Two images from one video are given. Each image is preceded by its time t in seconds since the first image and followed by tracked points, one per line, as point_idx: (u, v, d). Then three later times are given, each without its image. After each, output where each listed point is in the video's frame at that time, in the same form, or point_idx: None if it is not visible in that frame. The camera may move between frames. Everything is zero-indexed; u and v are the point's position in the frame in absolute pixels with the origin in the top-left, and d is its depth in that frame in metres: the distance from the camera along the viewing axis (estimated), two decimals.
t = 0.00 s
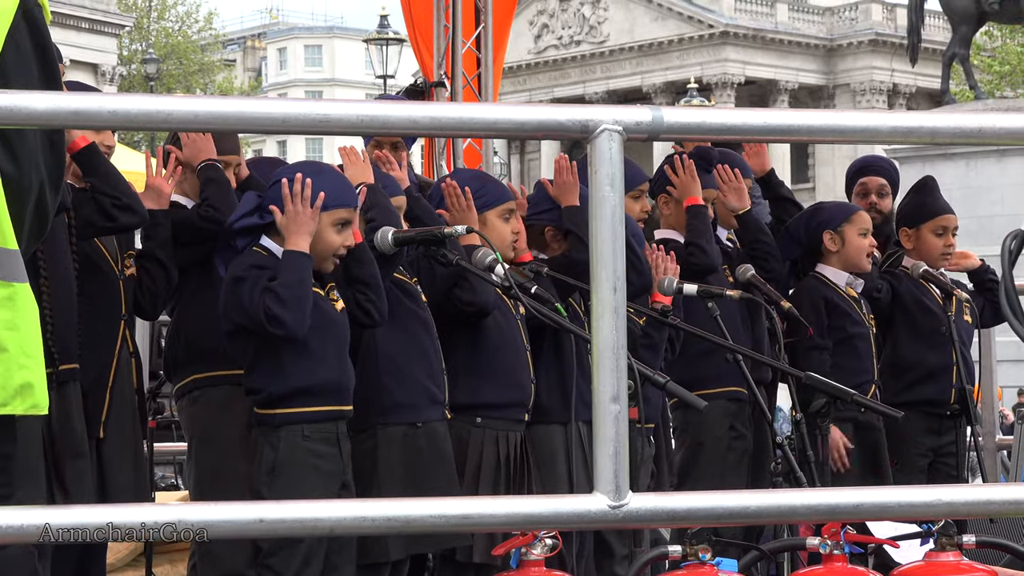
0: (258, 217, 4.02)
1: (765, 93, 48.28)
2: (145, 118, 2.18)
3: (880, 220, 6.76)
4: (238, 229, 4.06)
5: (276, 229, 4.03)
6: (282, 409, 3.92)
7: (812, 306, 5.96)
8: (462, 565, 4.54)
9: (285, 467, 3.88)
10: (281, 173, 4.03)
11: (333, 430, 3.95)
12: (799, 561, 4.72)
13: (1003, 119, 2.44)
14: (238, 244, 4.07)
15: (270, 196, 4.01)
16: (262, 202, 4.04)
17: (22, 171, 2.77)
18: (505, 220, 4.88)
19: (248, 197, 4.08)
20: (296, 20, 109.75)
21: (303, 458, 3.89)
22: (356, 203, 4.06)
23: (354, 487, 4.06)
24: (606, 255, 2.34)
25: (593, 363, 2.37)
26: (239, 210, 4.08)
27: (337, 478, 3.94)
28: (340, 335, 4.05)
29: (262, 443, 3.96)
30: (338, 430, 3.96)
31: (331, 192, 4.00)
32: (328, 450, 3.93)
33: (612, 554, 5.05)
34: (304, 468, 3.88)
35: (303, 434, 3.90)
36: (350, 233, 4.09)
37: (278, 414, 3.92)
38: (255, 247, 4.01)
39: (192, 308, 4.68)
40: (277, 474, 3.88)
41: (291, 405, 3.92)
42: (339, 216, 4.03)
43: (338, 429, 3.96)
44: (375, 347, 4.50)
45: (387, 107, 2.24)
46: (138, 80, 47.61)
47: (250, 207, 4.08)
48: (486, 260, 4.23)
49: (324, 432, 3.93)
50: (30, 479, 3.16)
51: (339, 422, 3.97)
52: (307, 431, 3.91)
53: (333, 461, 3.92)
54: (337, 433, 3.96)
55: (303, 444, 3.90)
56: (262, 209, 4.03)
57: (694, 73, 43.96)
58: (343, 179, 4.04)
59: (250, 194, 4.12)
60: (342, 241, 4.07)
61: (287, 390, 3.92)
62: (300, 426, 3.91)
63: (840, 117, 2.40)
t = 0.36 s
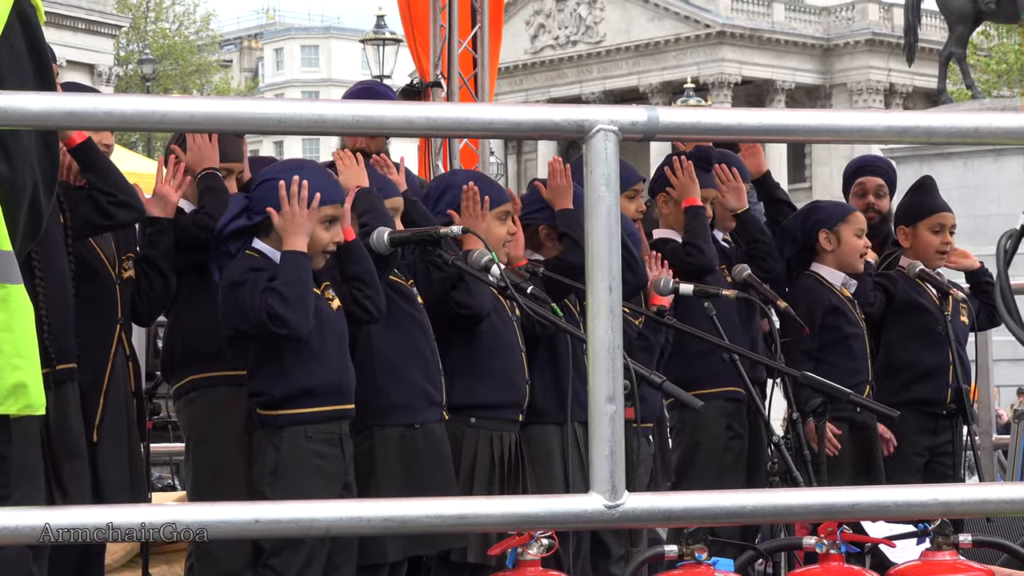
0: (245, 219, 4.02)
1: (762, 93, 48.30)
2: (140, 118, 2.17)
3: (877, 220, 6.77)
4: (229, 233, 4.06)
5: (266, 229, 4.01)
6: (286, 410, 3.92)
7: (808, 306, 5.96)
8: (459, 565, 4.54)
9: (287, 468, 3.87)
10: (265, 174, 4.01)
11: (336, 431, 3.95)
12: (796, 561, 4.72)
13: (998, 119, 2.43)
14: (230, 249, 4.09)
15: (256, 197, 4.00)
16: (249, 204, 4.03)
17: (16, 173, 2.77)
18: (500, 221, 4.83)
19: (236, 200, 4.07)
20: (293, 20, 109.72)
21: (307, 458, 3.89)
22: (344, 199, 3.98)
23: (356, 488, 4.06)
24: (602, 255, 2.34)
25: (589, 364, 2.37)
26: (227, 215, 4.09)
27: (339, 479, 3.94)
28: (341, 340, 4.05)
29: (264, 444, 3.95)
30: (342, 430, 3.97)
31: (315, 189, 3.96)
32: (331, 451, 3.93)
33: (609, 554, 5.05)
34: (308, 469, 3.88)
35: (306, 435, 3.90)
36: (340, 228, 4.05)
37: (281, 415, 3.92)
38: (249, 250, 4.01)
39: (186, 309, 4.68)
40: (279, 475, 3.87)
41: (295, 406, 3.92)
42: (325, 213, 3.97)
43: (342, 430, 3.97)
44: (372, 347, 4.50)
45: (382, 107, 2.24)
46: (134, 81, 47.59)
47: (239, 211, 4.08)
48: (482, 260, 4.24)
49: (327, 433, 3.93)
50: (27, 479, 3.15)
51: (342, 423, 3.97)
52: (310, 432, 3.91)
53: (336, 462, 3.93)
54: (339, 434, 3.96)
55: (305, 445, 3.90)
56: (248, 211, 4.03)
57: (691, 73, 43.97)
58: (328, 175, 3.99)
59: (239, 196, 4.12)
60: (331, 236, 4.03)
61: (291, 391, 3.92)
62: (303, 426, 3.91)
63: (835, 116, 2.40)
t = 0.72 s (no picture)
0: (237, 216, 4.03)
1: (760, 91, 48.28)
2: (136, 116, 2.17)
3: (875, 217, 6.75)
4: (225, 231, 4.08)
5: (258, 224, 4.00)
6: (286, 409, 3.91)
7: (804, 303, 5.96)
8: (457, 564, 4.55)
9: (288, 467, 3.87)
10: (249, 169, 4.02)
11: (335, 430, 3.95)
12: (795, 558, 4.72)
13: (995, 115, 2.43)
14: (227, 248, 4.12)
15: (242, 192, 4.00)
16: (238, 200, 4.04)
17: (13, 172, 2.74)
18: (500, 221, 4.90)
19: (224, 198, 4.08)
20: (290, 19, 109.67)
21: (307, 458, 3.88)
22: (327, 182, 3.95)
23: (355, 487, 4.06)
24: (598, 252, 2.34)
25: (585, 362, 2.36)
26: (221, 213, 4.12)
27: (338, 478, 3.94)
28: (340, 340, 4.05)
29: (264, 442, 3.95)
30: (341, 430, 3.96)
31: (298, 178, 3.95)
32: (331, 450, 3.92)
33: (606, 551, 5.05)
34: (307, 468, 3.88)
35: (306, 435, 3.89)
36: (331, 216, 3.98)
37: (281, 414, 3.91)
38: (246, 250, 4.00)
39: (183, 307, 4.66)
40: (279, 474, 3.87)
41: (295, 405, 3.92)
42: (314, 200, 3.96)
43: (341, 430, 3.96)
44: (369, 346, 4.49)
45: (378, 105, 2.24)
46: (132, 80, 47.56)
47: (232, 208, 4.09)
48: (479, 258, 4.25)
49: (326, 432, 3.92)
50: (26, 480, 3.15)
51: (342, 422, 3.97)
52: (310, 431, 3.90)
53: (335, 461, 3.92)
54: (339, 434, 3.96)
55: (305, 445, 3.89)
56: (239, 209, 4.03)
57: (688, 71, 43.96)
58: (311, 163, 3.98)
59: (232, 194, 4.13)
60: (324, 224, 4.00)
61: (290, 390, 3.91)
62: (303, 426, 3.90)
63: (832, 113, 2.39)
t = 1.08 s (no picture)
0: (244, 216, 4.02)
1: (758, 91, 48.31)
2: (134, 117, 2.17)
3: (872, 218, 6.71)
4: (231, 234, 4.03)
5: (270, 221, 4.00)
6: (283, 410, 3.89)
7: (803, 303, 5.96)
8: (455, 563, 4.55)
9: (284, 467, 3.86)
10: (250, 170, 4.05)
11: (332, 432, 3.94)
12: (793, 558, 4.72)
13: (993, 115, 2.43)
14: (232, 251, 4.03)
15: (248, 191, 4.01)
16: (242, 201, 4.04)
17: (13, 172, 2.72)
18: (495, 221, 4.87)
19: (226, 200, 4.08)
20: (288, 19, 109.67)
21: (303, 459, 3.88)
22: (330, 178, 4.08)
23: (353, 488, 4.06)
24: (597, 253, 2.34)
25: (583, 361, 2.36)
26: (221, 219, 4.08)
27: (335, 479, 3.93)
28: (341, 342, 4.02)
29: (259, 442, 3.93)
30: (338, 432, 3.96)
31: (306, 171, 4.03)
32: (327, 452, 3.92)
33: (603, 551, 5.05)
34: (304, 470, 3.87)
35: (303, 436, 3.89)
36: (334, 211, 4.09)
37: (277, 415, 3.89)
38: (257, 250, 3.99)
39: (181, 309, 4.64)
40: (276, 474, 3.86)
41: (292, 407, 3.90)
42: (323, 191, 4.04)
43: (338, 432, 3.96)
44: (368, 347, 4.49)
45: (377, 105, 2.24)
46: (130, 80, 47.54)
47: (234, 212, 4.07)
48: (477, 258, 4.26)
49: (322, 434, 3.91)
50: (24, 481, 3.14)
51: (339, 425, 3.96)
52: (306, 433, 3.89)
53: (332, 463, 3.92)
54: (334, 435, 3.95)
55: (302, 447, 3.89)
56: (246, 207, 4.03)
57: (686, 71, 43.98)
58: (313, 159, 4.08)
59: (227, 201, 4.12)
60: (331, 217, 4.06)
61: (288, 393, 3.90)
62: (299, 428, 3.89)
63: (830, 113, 2.39)
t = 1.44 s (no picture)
0: (241, 215, 4.02)
1: (756, 93, 48.34)
2: (133, 119, 2.17)
3: (869, 220, 6.76)
4: (227, 232, 4.05)
5: (268, 219, 4.00)
6: (284, 414, 3.88)
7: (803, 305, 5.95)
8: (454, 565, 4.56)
9: (284, 470, 3.87)
10: (249, 170, 4.06)
11: (331, 435, 3.95)
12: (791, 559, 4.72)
13: (991, 118, 2.43)
14: (229, 248, 4.04)
15: (246, 190, 4.02)
16: (239, 201, 4.04)
17: (10, 172, 2.72)
18: (495, 220, 4.89)
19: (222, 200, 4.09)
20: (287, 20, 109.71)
21: (303, 462, 3.89)
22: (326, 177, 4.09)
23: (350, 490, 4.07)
24: (595, 256, 2.35)
25: (582, 362, 2.37)
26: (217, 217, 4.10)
27: (334, 482, 3.94)
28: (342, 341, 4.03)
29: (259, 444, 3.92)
30: (336, 435, 3.96)
31: (305, 171, 4.03)
32: (325, 454, 3.94)
33: (601, 552, 5.05)
34: (304, 472, 3.88)
35: (302, 439, 3.89)
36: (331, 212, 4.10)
37: (277, 419, 3.88)
38: (255, 253, 3.96)
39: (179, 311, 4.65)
40: (276, 477, 3.87)
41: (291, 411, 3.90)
42: (322, 192, 4.04)
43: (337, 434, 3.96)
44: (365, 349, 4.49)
45: (376, 107, 2.24)
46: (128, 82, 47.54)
47: (233, 211, 4.07)
48: (475, 260, 4.27)
49: (322, 436, 3.92)
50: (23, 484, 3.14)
51: (337, 427, 3.97)
52: (307, 436, 3.90)
53: (331, 466, 3.93)
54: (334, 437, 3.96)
55: (302, 449, 3.90)
56: (245, 206, 4.03)
57: (685, 73, 44.01)
58: (311, 160, 4.08)
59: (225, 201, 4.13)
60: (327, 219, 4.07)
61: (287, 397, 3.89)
62: (299, 431, 3.89)
63: (828, 115, 2.39)
